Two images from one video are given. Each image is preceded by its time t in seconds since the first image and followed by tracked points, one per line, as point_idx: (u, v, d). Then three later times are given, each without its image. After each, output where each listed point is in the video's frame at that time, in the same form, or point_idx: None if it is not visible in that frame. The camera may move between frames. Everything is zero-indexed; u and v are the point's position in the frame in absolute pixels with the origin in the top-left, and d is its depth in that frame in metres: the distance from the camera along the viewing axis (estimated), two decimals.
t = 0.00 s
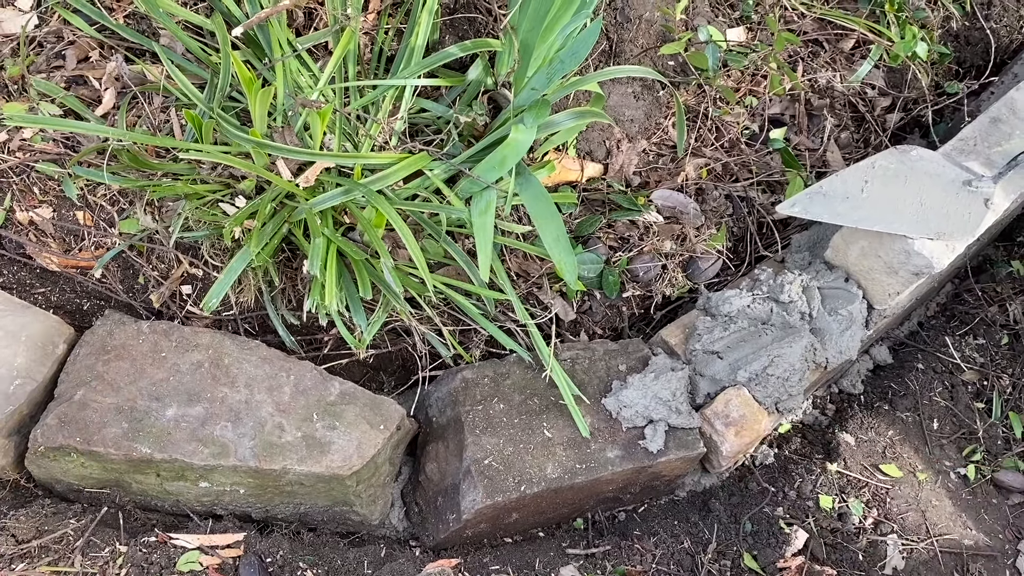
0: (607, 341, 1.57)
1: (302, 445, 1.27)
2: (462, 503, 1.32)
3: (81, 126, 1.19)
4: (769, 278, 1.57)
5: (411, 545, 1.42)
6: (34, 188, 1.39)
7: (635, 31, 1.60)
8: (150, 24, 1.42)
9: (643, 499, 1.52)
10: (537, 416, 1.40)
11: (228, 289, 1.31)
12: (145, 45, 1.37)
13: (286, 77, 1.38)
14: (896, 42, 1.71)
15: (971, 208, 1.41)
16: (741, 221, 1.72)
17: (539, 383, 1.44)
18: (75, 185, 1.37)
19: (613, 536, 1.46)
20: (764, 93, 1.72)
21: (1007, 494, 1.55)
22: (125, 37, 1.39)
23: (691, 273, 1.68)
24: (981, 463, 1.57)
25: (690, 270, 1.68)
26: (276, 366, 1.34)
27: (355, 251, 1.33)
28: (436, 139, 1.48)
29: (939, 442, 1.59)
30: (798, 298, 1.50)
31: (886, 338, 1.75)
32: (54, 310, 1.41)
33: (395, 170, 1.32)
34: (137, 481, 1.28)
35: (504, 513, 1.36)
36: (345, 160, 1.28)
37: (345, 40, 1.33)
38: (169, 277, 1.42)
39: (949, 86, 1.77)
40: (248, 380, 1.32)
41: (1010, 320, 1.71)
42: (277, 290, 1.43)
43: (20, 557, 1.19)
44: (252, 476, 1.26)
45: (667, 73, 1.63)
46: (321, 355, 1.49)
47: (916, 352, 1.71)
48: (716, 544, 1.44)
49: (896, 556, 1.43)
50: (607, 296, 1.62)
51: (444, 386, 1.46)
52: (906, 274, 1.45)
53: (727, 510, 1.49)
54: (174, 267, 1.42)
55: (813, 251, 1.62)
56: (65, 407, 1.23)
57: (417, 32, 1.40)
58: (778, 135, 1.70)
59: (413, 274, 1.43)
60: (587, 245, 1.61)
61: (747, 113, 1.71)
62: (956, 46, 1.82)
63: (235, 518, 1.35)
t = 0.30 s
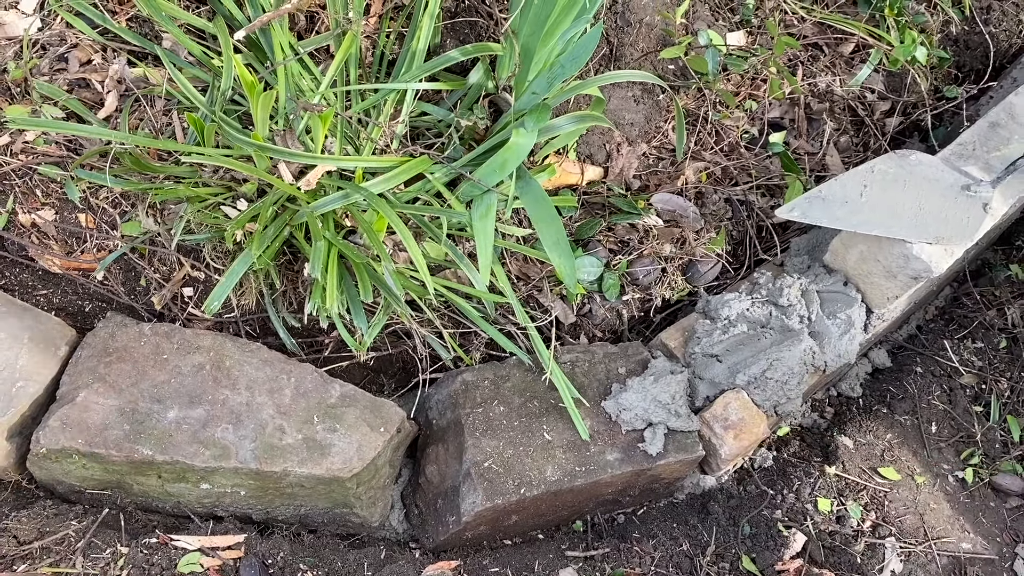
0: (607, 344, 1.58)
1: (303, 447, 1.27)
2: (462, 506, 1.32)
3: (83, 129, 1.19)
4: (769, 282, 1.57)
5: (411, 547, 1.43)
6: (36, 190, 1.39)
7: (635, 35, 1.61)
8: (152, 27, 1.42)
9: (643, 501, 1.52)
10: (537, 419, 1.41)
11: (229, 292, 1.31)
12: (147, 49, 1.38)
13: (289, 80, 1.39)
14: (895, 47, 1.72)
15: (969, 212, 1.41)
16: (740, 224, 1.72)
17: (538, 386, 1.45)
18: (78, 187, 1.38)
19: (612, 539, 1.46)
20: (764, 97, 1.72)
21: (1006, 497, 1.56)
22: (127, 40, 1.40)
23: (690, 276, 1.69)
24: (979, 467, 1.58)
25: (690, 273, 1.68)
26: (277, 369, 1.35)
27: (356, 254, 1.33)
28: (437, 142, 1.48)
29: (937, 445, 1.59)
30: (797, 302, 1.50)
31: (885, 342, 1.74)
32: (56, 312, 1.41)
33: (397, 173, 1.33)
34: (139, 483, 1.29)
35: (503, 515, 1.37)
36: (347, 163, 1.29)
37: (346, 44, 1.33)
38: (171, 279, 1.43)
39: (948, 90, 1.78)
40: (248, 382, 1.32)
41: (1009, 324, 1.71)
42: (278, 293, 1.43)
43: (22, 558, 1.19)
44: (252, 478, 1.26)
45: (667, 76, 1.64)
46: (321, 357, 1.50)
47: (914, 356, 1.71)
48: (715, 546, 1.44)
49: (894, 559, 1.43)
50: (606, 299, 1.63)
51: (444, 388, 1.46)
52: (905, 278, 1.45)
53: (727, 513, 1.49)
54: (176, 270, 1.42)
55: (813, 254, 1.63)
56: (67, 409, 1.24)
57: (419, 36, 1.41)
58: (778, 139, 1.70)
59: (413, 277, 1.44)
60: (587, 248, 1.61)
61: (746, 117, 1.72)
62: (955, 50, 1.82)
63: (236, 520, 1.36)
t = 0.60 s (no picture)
0: (607, 344, 1.58)
1: (303, 447, 1.27)
2: (461, 505, 1.33)
3: (84, 128, 1.19)
4: (769, 282, 1.57)
5: (411, 547, 1.43)
6: (37, 189, 1.39)
7: (635, 35, 1.61)
8: (154, 27, 1.43)
9: (642, 502, 1.52)
10: (537, 419, 1.41)
11: (230, 291, 1.32)
12: (149, 48, 1.38)
13: (290, 80, 1.39)
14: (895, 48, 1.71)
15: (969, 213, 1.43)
16: (740, 225, 1.73)
17: (538, 386, 1.45)
18: (79, 187, 1.38)
19: (612, 539, 1.47)
20: (764, 98, 1.73)
21: (1004, 498, 1.56)
22: (128, 39, 1.40)
23: (690, 277, 1.69)
24: (978, 468, 1.58)
25: (690, 273, 1.69)
26: (278, 368, 1.35)
27: (356, 253, 1.33)
28: (438, 142, 1.49)
29: (937, 446, 1.60)
30: (797, 303, 1.51)
31: (885, 343, 1.74)
32: (57, 310, 1.42)
33: (397, 173, 1.34)
34: (139, 481, 1.29)
35: (503, 515, 1.37)
36: (347, 163, 1.29)
37: (347, 44, 1.34)
38: (171, 278, 1.43)
39: (948, 92, 1.78)
40: (249, 381, 1.32)
41: (1009, 325, 1.71)
42: (278, 292, 1.43)
43: (22, 556, 1.20)
44: (253, 477, 1.26)
45: (668, 77, 1.64)
46: (322, 356, 1.50)
47: (914, 357, 1.72)
48: (714, 547, 1.45)
49: (893, 560, 1.43)
50: (606, 299, 1.63)
51: (444, 388, 1.47)
52: (905, 279, 1.45)
53: (726, 513, 1.49)
54: (177, 269, 1.42)
55: (812, 255, 1.63)
56: (67, 407, 1.24)
57: (420, 36, 1.41)
58: (778, 139, 1.71)
59: (414, 277, 1.44)
60: (587, 248, 1.61)
61: (746, 118, 1.72)
62: (955, 52, 1.83)
63: (236, 519, 1.36)
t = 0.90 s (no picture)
0: (611, 347, 1.58)
1: (308, 449, 1.28)
2: (465, 507, 1.33)
3: (90, 130, 1.20)
4: (772, 285, 1.58)
5: (415, 548, 1.43)
6: (43, 191, 1.40)
7: (639, 38, 1.61)
8: (159, 29, 1.43)
9: (646, 504, 1.52)
10: (541, 421, 1.42)
11: (235, 293, 1.32)
12: (155, 50, 1.38)
13: (294, 83, 1.39)
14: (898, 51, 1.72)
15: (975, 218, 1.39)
16: (743, 228, 1.73)
17: (542, 389, 1.46)
18: (85, 189, 1.38)
19: (615, 541, 1.47)
20: (767, 101, 1.73)
21: (1007, 501, 1.56)
22: (133, 41, 1.40)
23: (693, 279, 1.69)
24: (980, 471, 1.58)
25: (693, 276, 1.69)
26: (282, 370, 1.35)
27: (361, 255, 1.34)
28: (442, 145, 1.49)
29: (939, 449, 1.60)
30: (800, 305, 1.52)
31: (887, 346, 1.76)
32: (61, 312, 1.42)
33: (400, 176, 1.33)
34: (143, 483, 1.29)
35: (507, 517, 1.37)
36: (353, 165, 1.29)
37: (352, 47, 1.34)
38: (176, 280, 1.43)
39: (951, 95, 1.78)
40: (254, 383, 1.33)
41: (1011, 328, 1.72)
42: (283, 294, 1.43)
43: (27, 557, 1.20)
44: (257, 479, 1.26)
45: (671, 80, 1.65)
46: (326, 358, 1.50)
47: (916, 360, 1.72)
48: (717, 549, 1.45)
49: (895, 563, 1.44)
50: (609, 302, 1.64)
51: (448, 390, 1.47)
52: (907, 282, 1.45)
53: (729, 516, 1.50)
54: (181, 271, 1.42)
55: (815, 258, 1.64)
56: (72, 409, 1.24)
57: (424, 39, 1.42)
58: (780, 143, 1.71)
59: (418, 279, 1.44)
60: (590, 251, 1.62)
61: (749, 120, 1.72)
62: (957, 55, 1.83)
63: (241, 520, 1.36)
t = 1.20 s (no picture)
0: (613, 349, 1.58)
1: (311, 451, 1.28)
2: (468, 509, 1.33)
3: (94, 133, 1.20)
4: (774, 288, 1.58)
5: (418, 551, 1.43)
6: (46, 193, 1.40)
7: (641, 40, 1.62)
8: (162, 31, 1.43)
9: (648, 507, 1.52)
10: (544, 424, 1.42)
11: (238, 296, 1.32)
12: (159, 52, 1.38)
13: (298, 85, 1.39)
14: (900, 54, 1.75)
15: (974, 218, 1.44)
16: (746, 230, 1.73)
17: (545, 391, 1.46)
18: (89, 191, 1.38)
19: (618, 543, 1.47)
20: (770, 103, 1.73)
21: (1009, 503, 1.56)
22: (137, 43, 1.40)
23: (696, 282, 1.69)
24: (982, 473, 1.58)
25: (696, 278, 1.69)
26: (285, 372, 1.35)
27: (365, 258, 1.34)
28: (445, 147, 1.49)
29: (941, 452, 1.60)
30: (803, 308, 1.52)
31: (888, 348, 1.76)
32: (64, 314, 1.42)
33: (404, 178, 1.34)
34: (146, 485, 1.29)
35: (510, 519, 1.37)
36: (356, 168, 1.29)
37: (356, 48, 1.35)
38: (179, 282, 1.43)
39: (953, 97, 1.78)
40: (257, 385, 1.33)
41: (1012, 331, 1.71)
42: (286, 297, 1.43)
43: (30, 560, 1.20)
44: (261, 481, 1.26)
45: (673, 82, 1.65)
46: (329, 361, 1.50)
47: (918, 362, 1.72)
48: (720, 552, 1.45)
49: (897, 566, 1.44)
50: (612, 304, 1.64)
51: (451, 392, 1.47)
52: (910, 285, 1.45)
53: (731, 519, 1.50)
54: (184, 273, 1.42)
55: (818, 261, 1.64)
56: (76, 411, 1.24)
57: (427, 42, 1.42)
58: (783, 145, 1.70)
59: (421, 281, 1.44)
60: (592, 253, 1.62)
61: (752, 123, 1.72)
62: (959, 57, 1.83)
63: (243, 523, 1.36)
